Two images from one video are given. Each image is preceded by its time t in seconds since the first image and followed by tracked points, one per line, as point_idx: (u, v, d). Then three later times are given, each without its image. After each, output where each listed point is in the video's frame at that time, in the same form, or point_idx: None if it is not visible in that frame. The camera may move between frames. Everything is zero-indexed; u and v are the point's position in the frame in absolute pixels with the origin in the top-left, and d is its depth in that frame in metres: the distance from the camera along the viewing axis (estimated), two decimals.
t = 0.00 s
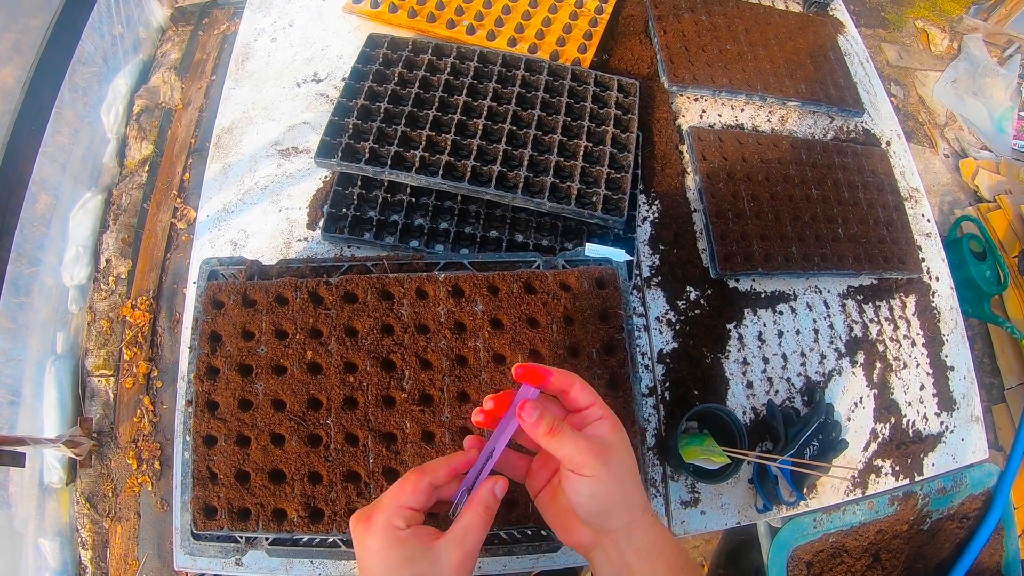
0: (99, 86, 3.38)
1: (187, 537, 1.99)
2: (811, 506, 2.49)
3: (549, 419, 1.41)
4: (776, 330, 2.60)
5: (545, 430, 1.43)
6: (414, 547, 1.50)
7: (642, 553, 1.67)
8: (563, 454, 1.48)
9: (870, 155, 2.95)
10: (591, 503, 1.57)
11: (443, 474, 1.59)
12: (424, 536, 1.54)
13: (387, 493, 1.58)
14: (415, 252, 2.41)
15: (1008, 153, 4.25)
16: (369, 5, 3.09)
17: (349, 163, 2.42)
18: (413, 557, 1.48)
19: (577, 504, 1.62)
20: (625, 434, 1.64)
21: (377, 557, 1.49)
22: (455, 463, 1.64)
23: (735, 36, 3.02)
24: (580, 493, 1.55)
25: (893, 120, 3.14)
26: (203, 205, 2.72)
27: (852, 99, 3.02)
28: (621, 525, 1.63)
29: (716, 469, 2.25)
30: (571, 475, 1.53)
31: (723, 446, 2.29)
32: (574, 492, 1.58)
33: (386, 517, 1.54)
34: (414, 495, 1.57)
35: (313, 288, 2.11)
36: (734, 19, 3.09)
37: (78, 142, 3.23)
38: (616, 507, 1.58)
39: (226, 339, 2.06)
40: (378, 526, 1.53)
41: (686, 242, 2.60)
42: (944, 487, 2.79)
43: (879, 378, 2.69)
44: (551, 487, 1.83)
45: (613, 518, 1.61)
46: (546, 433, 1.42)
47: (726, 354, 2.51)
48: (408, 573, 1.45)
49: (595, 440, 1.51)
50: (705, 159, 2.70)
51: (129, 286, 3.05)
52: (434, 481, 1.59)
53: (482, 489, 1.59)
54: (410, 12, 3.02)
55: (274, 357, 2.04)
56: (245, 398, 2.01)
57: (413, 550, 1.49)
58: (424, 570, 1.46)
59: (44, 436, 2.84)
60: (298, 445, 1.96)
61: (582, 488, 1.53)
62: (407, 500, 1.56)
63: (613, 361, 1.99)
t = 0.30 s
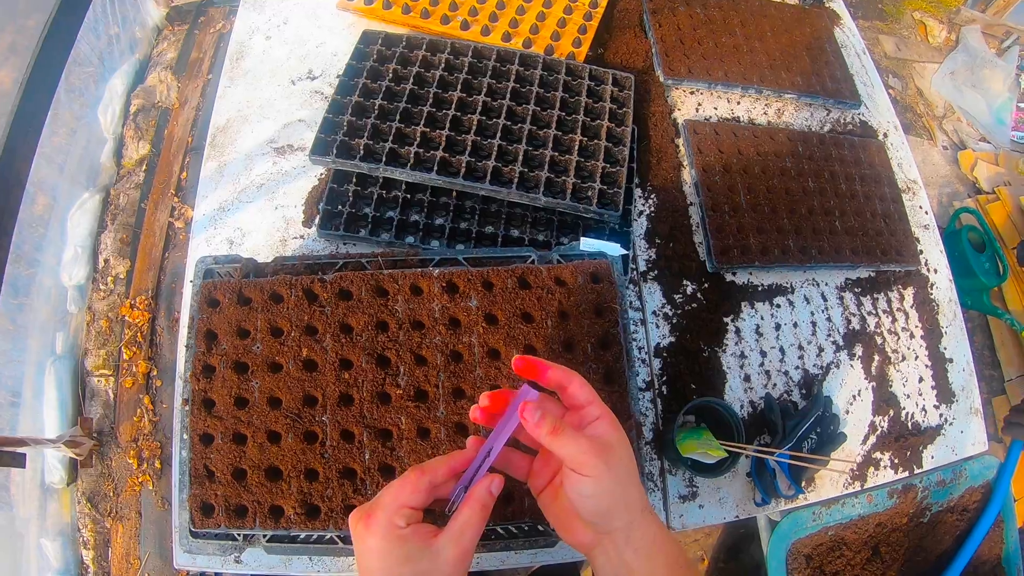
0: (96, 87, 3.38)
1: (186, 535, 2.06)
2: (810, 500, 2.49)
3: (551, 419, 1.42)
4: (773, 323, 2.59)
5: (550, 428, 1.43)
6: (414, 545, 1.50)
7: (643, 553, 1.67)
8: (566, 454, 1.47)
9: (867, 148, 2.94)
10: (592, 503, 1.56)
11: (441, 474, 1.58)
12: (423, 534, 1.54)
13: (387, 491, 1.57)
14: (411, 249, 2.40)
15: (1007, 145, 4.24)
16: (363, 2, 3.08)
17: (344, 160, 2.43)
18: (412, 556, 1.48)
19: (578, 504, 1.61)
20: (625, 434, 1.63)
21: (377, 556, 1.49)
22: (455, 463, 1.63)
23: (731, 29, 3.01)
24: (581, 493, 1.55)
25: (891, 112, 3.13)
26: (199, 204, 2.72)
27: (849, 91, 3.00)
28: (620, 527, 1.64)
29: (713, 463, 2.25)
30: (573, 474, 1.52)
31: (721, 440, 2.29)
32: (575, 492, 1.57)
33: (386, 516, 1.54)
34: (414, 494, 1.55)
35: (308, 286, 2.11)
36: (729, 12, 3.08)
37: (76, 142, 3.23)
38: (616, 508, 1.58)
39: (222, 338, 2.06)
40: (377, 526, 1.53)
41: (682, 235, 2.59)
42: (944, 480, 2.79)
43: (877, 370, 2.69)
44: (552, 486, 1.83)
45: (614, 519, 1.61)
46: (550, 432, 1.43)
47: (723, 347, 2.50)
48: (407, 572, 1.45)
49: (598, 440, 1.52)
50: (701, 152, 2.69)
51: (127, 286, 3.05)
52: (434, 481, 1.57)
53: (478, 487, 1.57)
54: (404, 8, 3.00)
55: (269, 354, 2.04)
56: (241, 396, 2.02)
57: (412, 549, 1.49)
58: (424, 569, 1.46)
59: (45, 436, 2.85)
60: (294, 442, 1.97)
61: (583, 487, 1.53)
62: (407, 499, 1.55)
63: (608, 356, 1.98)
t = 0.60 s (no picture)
0: (24, 107, 3.28)
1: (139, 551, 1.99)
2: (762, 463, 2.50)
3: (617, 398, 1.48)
4: (712, 291, 2.60)
5: (619, 408, 1.50)
6: (338, 539, 1.48)
7: (678, 553, 1.51)
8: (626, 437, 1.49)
9: (797, 110, 2.96)
10: (639, 493, 1.51)
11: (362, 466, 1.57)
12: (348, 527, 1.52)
13: (309, 488, 1.56)
14: (340, 244, 2.36)
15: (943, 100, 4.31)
16: None
17: (268, 161, 2.38)
18: (336, 550, 1.46)
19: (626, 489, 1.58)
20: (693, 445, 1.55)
21: (301, 553, 1.47)
22: (376, 454, 1.61)
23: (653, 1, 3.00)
24: (636, 478, 1.49)
25: (821, 74, 3.14)
26: (129, 218, 2.65)
27: (775, 56, 3.02)
28: (666, 523, 1.51)
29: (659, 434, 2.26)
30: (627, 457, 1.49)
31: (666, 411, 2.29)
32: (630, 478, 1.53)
33: (309, 513, 1.52)
34: (335, 488, 1.54)
35: (234, 291, 2.06)
36: None
37: (8, 165, 3.13)
38: (665, 499, 1.49)
39: (153, 350, 2.01)
40: (300, 523, 1.51)
41: (613, 210, 2.58)
42: (897, 433, 2.83)
43: (821, 329, 2.72)
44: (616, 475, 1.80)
45: (660, 512, 1.51)
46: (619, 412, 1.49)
47: (663, 318, 2.51)
48: (332, 566, 1.44)
49: (661, 438, 1.48)
50: (628, 126, 2.69)
51: (72, 307, 2.97)
52: (354, 473, 1.56)
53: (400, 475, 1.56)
54: (323, 4, 2.94)
55: (201, 363, 1.99)
56: (177, 407, 1.98)
57: (335, 544, 1.47)
58: (348, 562, 1.44)
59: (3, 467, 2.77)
60: (232, 449, 1.93)
61: (637, 472, 1.48)
62: (327, 493, 1.53)
63: (537, 336, 2.00)
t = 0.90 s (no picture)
0: None
1: None
2: (727, 439, 2.53)
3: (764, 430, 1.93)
4: (667, 272, 2.63)
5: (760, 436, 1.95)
6: (293, 543, 1.47)
7: (756, 557, 1.65)
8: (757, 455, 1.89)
9: (743, 87, 2.99)
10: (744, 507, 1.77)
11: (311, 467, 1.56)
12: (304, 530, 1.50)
13: (260, 496, 1.54)
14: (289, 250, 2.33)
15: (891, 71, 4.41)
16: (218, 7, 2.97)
17: (213, 171, 2.36)
18: (293, 555, 1.45)
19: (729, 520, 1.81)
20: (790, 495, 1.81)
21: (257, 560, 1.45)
22: (325, 454, 1.61)
23: None
24: (751, 491, 1.78)
25: (765, 50, 3.18)
26: (78, 239, 2.59)
27: (718, 34, 3.05)
28: (763, 539, 1.68)
29: (620, 418, 2.27)
30: (757, 467, 1.83)
31: (628, 394, 2.31)
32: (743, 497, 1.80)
33: (262, 520, 1.50)
34: (287, 493, 1.53)
35: (184, 304, 2.03)
36: None
37: None
38: (767, 520, 1.73)
39: (108, 371, 1.98)
40: (254, 531, 1.50)
41: (563, 197, 2.60)
42: (861, 399, 2.83)
43: (779, 302, 2.76)
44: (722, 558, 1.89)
45: (757, 529, 1.71)
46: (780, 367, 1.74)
47: (619, 302, 2.53)
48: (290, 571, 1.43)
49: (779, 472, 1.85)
50: (573, 112, 2.70)
51: (30, 335, 2.91)
52: (304, 476, 1.55)
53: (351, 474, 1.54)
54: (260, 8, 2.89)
55: (156, 380, 1.96)
56: (136, 426, 1.95)
57: (292, 549, 1.46)
58: (305, 566, 1.43)
59: None
60: (193, 464, 1.91)
61: (756, 483, 1.79)
62: (280, 499, 1.52)
63: (489, 327, 1.99)
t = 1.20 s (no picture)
0: None
1: None
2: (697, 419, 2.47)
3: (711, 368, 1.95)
4: (621, 255, 2.63)
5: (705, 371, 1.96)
6: (244, 563, 1.43)
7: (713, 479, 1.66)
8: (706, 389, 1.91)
9: (687, 64, 3.00)
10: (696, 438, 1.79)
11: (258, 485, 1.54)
12: (256, 550, 1.47)
13: (207, 521, 1.52)
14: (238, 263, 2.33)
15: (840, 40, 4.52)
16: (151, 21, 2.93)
17: (154, 190, 2.30)
18: None
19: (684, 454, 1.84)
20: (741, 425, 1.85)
21: None
22: (272, 471, 1.58)
23: None
24: (702, 420, 1.82)
25: (706, 26, 3.19)
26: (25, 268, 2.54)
27: (659, 13, 3.05)
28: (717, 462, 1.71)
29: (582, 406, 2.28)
30: (706, 401, 1.86)
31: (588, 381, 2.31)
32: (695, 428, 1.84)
33: (212, 544, 1.48)
34: (234, 514, 1.51)
35: (129, 326, 1.99)
36: None
37: None
38: (718, 443, 1.76)
39: (58, 400, 1.93)
40: (204, 555, 1.47)
41: (510, 187, 2.59)
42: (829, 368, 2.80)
43: (738, 277, 2.76)
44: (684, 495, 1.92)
45: (710, 451, 1.74)
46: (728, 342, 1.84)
47: (574, 289, 2.52)
48: None
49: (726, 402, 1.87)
50: (514, 101, 2.69)
51: None
52: (250, 495, 1.53)
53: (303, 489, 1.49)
54: (194, 21, 2.85)
55: (107, 405, 1.93)
56: (90, 453, 1.91)
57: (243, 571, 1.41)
58: None
59: None
60: (150, 487, 1.87)
61: (705, 414, 1.82)
62: (227, 521, 1.50)
63: (436, 325, 1.99)
